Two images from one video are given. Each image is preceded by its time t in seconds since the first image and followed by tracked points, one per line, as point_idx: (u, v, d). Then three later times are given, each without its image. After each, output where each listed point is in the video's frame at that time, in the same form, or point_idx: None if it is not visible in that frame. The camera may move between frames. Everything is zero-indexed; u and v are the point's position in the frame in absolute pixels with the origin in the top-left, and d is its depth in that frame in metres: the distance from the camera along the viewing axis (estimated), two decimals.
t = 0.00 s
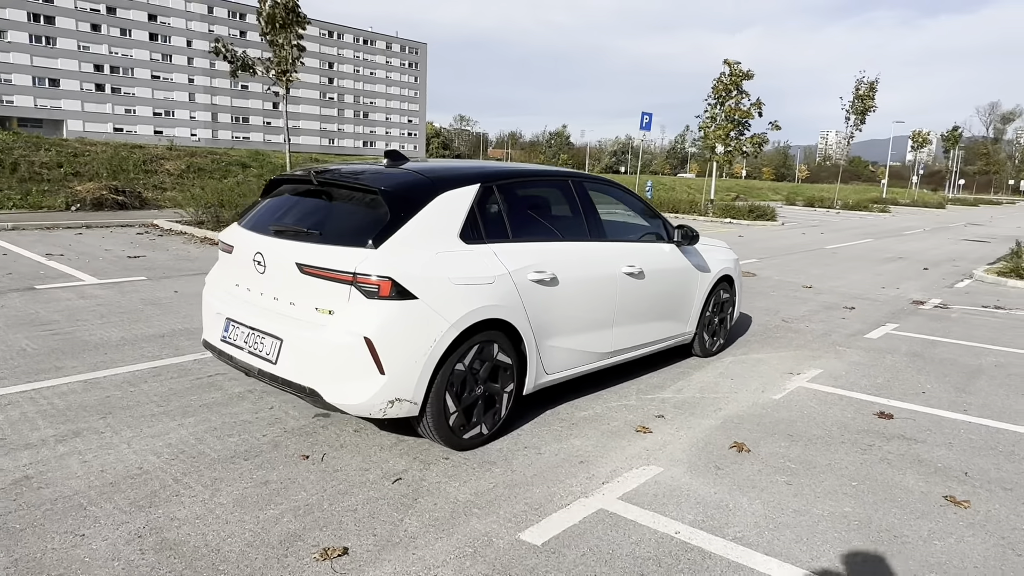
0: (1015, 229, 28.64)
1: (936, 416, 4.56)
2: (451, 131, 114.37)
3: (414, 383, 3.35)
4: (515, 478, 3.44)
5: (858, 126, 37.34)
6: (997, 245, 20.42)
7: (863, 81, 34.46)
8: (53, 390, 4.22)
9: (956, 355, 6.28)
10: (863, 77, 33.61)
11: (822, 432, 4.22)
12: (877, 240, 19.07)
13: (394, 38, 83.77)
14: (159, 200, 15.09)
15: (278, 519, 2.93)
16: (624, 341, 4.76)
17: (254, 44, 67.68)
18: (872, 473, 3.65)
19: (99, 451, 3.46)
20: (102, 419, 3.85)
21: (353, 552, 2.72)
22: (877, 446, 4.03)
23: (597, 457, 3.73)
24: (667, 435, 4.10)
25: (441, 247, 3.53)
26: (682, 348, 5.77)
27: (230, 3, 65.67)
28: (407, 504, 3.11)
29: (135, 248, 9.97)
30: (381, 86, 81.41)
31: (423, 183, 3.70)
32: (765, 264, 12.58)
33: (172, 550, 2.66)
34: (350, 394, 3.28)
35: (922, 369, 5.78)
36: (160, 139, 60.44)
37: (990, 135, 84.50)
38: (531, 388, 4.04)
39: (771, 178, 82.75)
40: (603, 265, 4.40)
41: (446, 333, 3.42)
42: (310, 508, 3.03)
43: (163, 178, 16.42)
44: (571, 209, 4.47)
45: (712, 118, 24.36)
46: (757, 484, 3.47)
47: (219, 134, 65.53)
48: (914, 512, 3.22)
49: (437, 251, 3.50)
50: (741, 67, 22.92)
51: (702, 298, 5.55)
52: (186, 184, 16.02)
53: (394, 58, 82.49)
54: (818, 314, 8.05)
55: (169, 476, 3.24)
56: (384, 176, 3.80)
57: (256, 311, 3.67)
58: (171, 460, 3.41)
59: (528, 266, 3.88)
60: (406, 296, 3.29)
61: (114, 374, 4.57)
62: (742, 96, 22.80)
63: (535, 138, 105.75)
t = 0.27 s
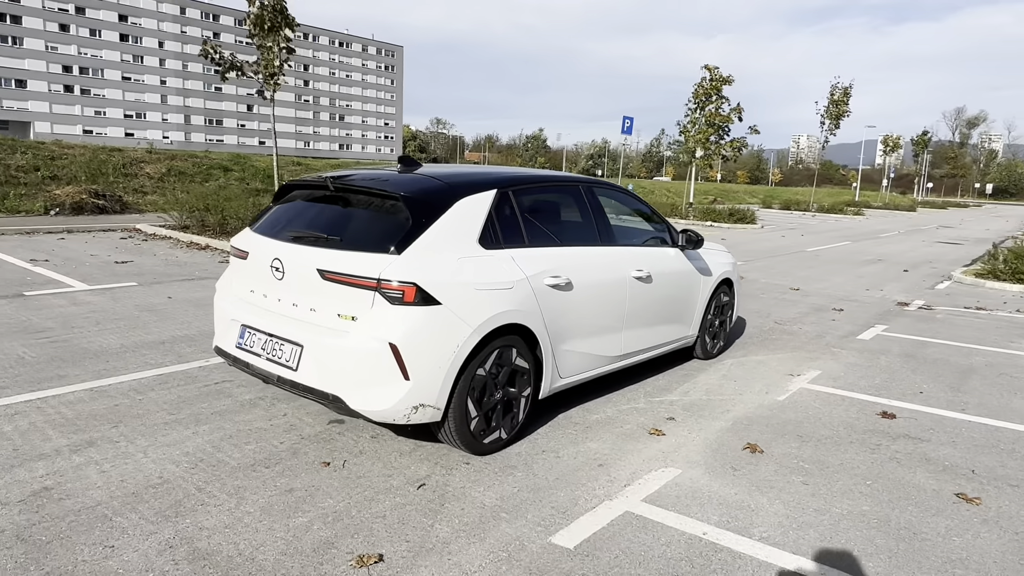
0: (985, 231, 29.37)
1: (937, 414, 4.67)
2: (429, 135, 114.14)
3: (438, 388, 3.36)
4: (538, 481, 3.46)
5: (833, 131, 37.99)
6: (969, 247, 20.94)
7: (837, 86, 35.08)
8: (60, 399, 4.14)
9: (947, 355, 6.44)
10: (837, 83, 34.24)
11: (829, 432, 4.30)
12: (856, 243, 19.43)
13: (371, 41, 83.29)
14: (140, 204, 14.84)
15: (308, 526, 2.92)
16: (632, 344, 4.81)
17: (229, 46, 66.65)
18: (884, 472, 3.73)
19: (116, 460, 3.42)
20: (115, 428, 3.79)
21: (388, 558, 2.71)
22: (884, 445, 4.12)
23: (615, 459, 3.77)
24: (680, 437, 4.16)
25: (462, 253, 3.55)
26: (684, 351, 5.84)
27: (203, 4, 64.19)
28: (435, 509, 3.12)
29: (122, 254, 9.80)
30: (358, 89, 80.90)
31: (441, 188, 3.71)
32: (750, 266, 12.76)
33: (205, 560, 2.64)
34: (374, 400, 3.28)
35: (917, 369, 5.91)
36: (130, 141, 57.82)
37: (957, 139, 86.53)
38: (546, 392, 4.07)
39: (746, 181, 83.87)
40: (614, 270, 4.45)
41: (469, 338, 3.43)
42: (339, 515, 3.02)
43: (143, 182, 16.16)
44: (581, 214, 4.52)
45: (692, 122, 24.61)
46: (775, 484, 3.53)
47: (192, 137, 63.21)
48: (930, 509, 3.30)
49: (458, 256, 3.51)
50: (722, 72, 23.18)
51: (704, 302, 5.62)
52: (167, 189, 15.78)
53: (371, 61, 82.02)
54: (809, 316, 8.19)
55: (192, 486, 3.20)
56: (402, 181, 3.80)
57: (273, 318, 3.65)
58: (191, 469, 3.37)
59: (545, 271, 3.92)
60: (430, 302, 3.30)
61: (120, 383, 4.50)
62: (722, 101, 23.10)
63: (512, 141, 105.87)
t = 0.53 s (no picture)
0: (954, 235, 30.08)
1: (931, 416, 4.78)
2: (404, 140, 113.81)
3: (453, 397, 3.36)
4: (552, 489, 3.47)
5: (806, 137, 38.72)
6: (940, 250, 21.44)
7: (810, 93, 35.73)
8: (58, 412, 4.05)
9: (933, 357, 6.59)
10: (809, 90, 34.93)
11: (830, 435, 4.38)
12: (832, 247, 19.79)
13: (346, 45, 82.79)
14: (117, 210, 14.57)
15: (328, 538, 2.89)
16: (634, 350, 4.85)
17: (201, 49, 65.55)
18: (888, 474, 3.81)
19: (124, 473, 3.35)
20: (118, 440, 3.72)
21: (413, 569, 2.70)
22: (884, 446, 4.21)
23: (625, 465, 3.80)
24: (685, 441, 4.20)
25: (474, 261, 3.55)
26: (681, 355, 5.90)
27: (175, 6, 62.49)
28: (454, 518, 3.11)
29: (103, 261, 9.60)
30: (333, 93, 80.33)
31: (452, 196, 3.71)
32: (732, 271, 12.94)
33: None
34: (390, 409, 3.27)
35: (905, 372, 6.05)
36: (99, 146, 55.49)
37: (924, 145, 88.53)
38: (554, 399, 4.09)
39: (721, 185, 84.86)
40: (617, 276, 4.49)
41: (483, 345, 3.43)
42: (358, 526, 3.01)
43: (119, 188, 15.86)
44: (584, 222, 4.55)
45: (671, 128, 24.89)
46: (785, 487, 3.58)
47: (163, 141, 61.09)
48: (936, 510, 3.38)
49: (470, 264, 3.51)
50: (700, 78, 23.48)
51: (701, 307, 5.69)
52: (145, 195, 15.53)
53: (347, 65, 81.53)
54: (796, 319, 8.33)
55: (204, 499, 3.15)
56: (412, 189, 3.79)
57: (283, 327, 3.62)
58: (202, 481, 3.32)
59: (553, 278, 3.94)
60: (445, 310, 3.29)
61: (118, 394, 4.42)
62: (700, 108, 23.40)
63: (489, 146, 105.95)
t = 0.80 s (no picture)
0: (924, 240, 30.76)
1: (927, 418, 4.87)
2: (379, 145, 113.19)
3: (468, 405, 3.33)
4: (566, 496, 3.46)
5: (779, 143, 39.32)
6: (912, 254, 21.92)
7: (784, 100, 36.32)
8: (54, 425, 3.93)
9: (920, 360, 6.73)
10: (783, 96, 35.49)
11: (832, 438, 4.44)
12: (809, 251, 20.11)
13: (321, 50, 82.17)
14: (93, 216, 14.26)
15: (348, 550, 2.85)
16: (636, 356, 4.86)
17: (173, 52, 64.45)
18: (893, 476, 3.86)
19: (130, 487, 3.27)
20: (120, 453, 3.62)
21: None
22: (885, 448, 4.27)
23: (636, 471, 3.80)
24: (692, 446, 4.22)
25: (486, 268, 3.53)
26: (678, 360, 5.93)
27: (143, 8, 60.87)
28: (472, 527, 3.09)
29: (82, 268, 9.38)
30: (308, 98, 79.65)
31: (463, 202, 3.69)
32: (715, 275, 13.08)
33: None
34: (405, 418, 3.23)
35: (896, 375, 6.15)
36: (64, 150, 53.61)
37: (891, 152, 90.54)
38: (562, 406, 4.08)
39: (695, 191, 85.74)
40: (621, 283, 4.50)
41: (496, 353, 3.41)
42: (376, 537, 2.96)
43: (94, 194, 15.53)
44: (589, 229, 4.57)
45: (650, 134, 25.13)
46: (796, 491, 3.61)
47: (132, 145, 59.27)
48: (944, 511, 3.43)
49: (483, 271, 3.49)
50: (678, 85, 23.76)
51: (698, 312, 5.74)
52: (122, 201, 15.22)
53: (322, 70, 80.94)
54: (783, 323, 8.44)
55: (215, 512, 3.08)
56: (421, 195, 3.76)
57: (291, 335, 3.56)
58: (211, 494, 3.25)
59: (562, 285, 3.94)
60: (460, 318, 3.27)
61: (114, 405, 4.31)
62: (679, 114, 23.67)
63: (464, 152, 105.83)
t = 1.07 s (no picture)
0: (895, 245, 31.38)
1: (926, 425, 4.93)
2: (354, 151, 112.34)
3: (485, 421, 3.28)
4: (583, 512, 3.42)
5: (753, 150, 39.85)
6: (885, 259, 22.33)
7: (758, 108, 36.83)
8: (48, 447, 3.78)
9: (910, 367, 6.83)
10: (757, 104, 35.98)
11: (836, 447, 4.47)
12: (786, 257, 20.38)
13: (294, 55, 81.40)
14: (67, 224, 13.89)
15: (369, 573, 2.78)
16: (640, 367, 4.85)
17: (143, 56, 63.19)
18: (901, 485, 3.90)
19: (135, 511, 3.15)
20: (121, 475, 3.50)
21: None
22: (890, 457, 4.31)
23: (649, 484, 3.78)
24: (701, 458, 4.22)
25: (500, 281, 3.49)
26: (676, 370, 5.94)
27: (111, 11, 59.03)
28: (493, 546, 3.04)
29: (60, 279, 9.12)
30: (282, 103, 78.80)
31: (475, 216, 3.64)
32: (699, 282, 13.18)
33: None
34: (421, 436, 3.17)
35: (888, 382, 6.23)
36: (28, 156, 51.52)
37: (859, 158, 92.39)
38: (572, 419, 4.04)
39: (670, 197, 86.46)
40: (627, 294, 4.49)
41: (512, 367, 3.37)
42: (397, 559, 2.90)
43: (67, 201, 15.14)
44: (594, 240, 4.55)
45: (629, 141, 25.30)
46: (810, 502, 3.62)
47: (99, 151, 57.22)
48: (957, 520, 3.47)
49: (497, 285, 3.45)
50: (657, 93, 23.99)
51: (697, 322, 5.75)
52: (97, 209, 14.86)
53: (296, 75, 80.18)
54: (772, 331, 8.51)
55: (228, 537, 2.98)
56: (432, 208, 3.71)
57: (300, 351, 3.48)
58: (222, 517, 3.15)
59: (572, 297, 3.91)
60: (477, 333, 3.22)
61: (109, 424, 4.17)
62: (658, 121, 23.87)
63: (440, 158, 105.49)
